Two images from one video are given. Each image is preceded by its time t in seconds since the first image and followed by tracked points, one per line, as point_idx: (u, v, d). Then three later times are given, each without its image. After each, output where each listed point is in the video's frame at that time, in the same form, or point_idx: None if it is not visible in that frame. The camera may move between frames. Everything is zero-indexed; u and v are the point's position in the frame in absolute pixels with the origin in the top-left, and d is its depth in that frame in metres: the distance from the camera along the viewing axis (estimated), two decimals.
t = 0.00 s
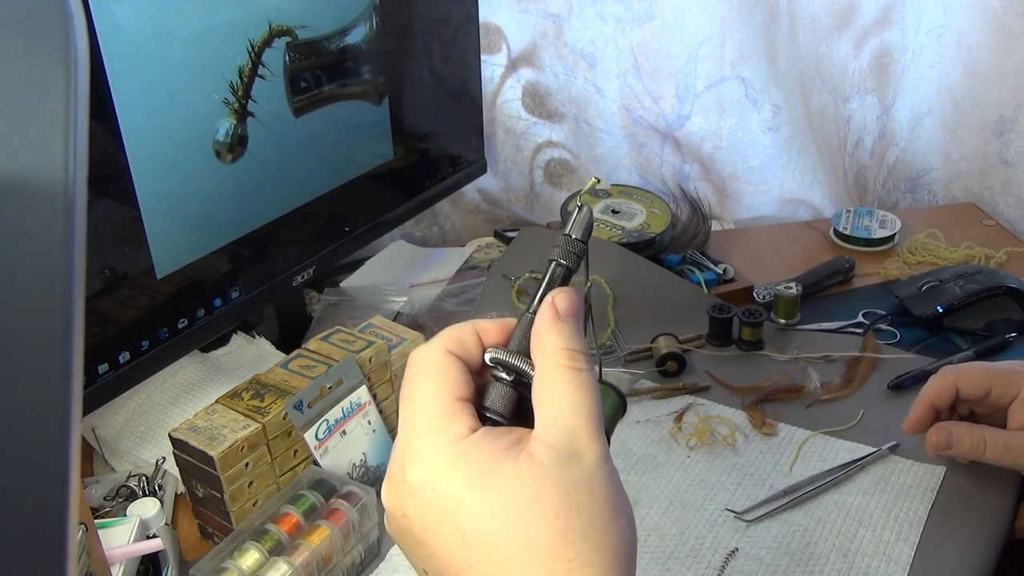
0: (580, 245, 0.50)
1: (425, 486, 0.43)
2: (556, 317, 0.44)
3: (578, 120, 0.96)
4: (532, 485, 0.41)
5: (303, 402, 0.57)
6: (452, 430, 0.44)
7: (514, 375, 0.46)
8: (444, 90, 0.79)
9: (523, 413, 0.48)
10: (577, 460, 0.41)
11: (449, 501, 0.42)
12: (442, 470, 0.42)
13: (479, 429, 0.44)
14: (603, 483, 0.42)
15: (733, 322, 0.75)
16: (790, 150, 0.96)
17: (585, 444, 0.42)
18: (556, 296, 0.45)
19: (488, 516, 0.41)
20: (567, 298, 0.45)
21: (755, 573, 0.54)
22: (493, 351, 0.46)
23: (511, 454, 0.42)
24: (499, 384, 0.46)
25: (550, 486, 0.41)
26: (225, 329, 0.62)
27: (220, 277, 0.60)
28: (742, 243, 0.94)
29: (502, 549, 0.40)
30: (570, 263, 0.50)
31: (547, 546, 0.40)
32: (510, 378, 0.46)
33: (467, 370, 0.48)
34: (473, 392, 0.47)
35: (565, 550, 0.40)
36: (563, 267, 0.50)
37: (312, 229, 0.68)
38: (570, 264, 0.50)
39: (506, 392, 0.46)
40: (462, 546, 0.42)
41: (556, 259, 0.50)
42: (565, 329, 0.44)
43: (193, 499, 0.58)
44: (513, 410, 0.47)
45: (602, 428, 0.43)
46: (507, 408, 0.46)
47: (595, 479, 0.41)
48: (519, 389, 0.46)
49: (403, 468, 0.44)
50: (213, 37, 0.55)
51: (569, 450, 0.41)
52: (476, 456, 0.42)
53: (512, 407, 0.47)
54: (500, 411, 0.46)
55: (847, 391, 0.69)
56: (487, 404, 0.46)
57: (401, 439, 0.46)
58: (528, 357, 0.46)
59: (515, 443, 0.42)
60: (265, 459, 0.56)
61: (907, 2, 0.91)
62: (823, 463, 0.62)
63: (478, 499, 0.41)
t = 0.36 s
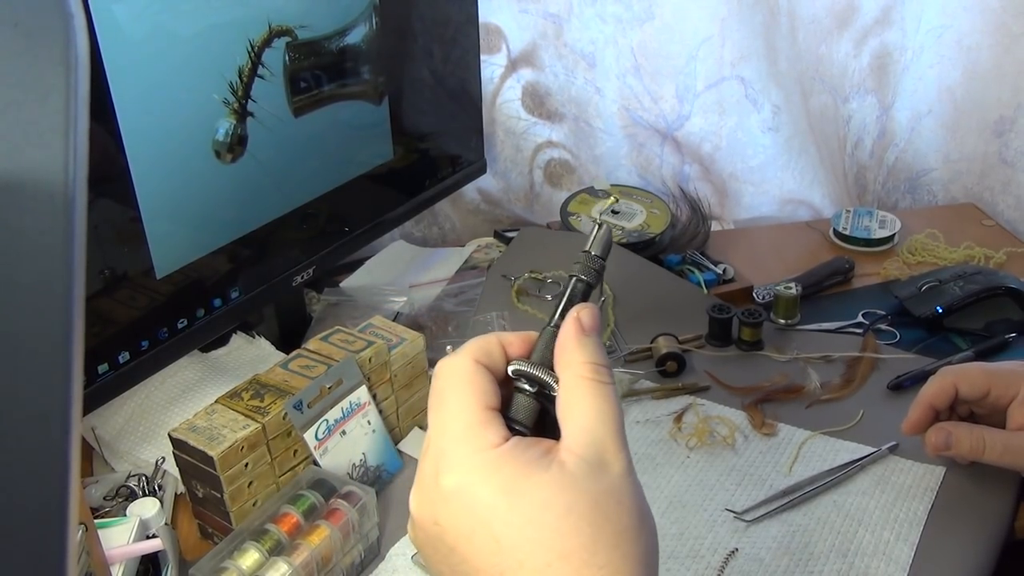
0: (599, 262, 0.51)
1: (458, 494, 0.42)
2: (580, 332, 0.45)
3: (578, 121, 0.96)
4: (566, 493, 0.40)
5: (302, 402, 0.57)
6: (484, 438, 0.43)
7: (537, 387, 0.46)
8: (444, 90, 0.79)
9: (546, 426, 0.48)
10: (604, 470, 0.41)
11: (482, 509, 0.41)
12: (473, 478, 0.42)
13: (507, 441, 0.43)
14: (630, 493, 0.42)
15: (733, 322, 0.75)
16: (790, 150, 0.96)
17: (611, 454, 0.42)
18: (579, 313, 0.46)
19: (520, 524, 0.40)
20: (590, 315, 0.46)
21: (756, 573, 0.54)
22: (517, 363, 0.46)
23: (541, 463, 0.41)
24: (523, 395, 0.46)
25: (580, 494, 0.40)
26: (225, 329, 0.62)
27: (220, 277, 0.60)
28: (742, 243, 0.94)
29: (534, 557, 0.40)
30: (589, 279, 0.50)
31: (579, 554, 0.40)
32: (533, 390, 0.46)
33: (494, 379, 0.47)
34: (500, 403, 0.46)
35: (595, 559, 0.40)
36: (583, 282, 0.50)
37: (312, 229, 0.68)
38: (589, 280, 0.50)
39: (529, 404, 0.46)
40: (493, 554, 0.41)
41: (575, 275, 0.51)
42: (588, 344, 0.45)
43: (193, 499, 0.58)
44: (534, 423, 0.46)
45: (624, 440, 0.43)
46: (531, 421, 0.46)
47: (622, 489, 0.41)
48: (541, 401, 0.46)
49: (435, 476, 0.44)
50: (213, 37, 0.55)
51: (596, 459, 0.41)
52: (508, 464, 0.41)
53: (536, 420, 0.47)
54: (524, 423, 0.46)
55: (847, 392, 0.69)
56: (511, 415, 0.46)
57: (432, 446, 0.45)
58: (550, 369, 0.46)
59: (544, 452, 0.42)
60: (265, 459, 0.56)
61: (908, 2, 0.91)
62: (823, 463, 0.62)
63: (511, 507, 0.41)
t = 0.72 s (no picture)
0: (609, 258, 0.51)
1: (467, 493, 0.42)
2: (589, 327, 0.45)
3: (578, 121, 0.96)
4: (577, 491, 0.40)
5: (303, 402, 0.57)
6: (493, 436, 0.43)
7: (544, 383, 0.46)
8: (444, 90, 0.79)
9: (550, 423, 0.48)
10: (612, 469, 0.41)
11: (491, 508, 0.41)
12: (483, 478, 0.42)
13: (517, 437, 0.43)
14: (639, 492, 0.42)
15: (733, 322, 0.75)
16: (790, 150, 0.96)
17: (620, 452, 0.42)
18: (588, 307, 0.46)
19: (529, 524, 0.40)
20: (599, 310, 0.46)
21: (756, 573, 0.54)
22: (524, 359, 0.46)
23: (550, 462, 0.41)
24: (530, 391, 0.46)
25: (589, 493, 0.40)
26: (225, 329, 0.62)
27: (220, 277, 0.60)
28: (742, 243, 0.94)
29: (544, 556, 0.40)
30: (598, 275, 0.50)
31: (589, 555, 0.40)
32: (540, 386, 0.46)
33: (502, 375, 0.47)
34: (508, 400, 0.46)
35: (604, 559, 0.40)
36: (592, 278, 0.50)
37: (312, 229, 0.68)
38: (598, 276, 0.50)
39: (536, 401, 0.46)
40: (502, 553, 0.41)
41: (584, 270, 0.50)
42: (598, 339, 0.45)
43: (193, 499, 0.58)
44: (541, 419, 0.47)
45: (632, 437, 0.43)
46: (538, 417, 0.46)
47: (631, 488, 0.41)
48: (548, 398, 0.46)
49: (443, 475, 0.43)
50: (212, 37, 0.55)
51: (605, 457, 0.41)
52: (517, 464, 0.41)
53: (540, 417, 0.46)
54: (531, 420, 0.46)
55: (848, 392, 0.69)
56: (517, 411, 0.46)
57: (439, 444, 0.45)
58: (558, 366, 0.46)
59: (553, 451, 0.42)
60: (265, 459, 0.56)
61: (907, 2, 0.91)
62: (822, 463, 0.62)
63: (520, 506, 0.41)
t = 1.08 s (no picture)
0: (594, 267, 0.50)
1: (459, 505, 0.42)
2: (577, 337, 0.45)
3: (578, 121, 0.96)
4: (569, 503, 0.40)
5: (303, 402, 0.57)
6: (483, 449, 0.43)
7: (532, 396, 0.46)
8: (444, 90, 0.79)
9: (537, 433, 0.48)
10: (604, 480, 0.41)
11: (483, 521, 0.41)
12: (475, 490, 0.42)
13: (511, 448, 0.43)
14: (631, 503, 0.42)
15: (733, 321, 0.75)
16: (790, 150, 0.96)
17: (611, 463, 0.42)
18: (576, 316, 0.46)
19: (522, 536, 0.40)
20: (587, 319, 0.46)
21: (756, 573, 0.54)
22: (512, 371, 0.46)
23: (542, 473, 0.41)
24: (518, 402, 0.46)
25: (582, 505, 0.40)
26: (225, 329, 0.62)
27: (220, 277, 0.60)
28: (742, 243, 0.94)
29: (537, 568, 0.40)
30: (585, 284, 0.49)
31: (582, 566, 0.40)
32: (528, 398, 0.46)
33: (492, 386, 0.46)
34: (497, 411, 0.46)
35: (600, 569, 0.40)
36: (578, 288, 0.50)
37: (312, 228, 0.68)
38: (585, 285, 0.50)
39: (523, 412, 0.46)
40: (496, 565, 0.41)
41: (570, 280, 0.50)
42: (587, 349, 0.45)
43: (193, 499, 0.58)
44: (529, 431, 0.47)
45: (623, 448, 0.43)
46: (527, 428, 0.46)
47: (624, 499, 0.41)
48: (535, 409, 0.46)
49: (435, 487, 0.43)
50: (212, 37, 0.55)
51: (596, 469, 0.41)
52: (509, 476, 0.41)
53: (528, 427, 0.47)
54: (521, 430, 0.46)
55: (848, 391, 0.69)
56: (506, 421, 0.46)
57: (431, 456, 0.45)
58: (547, 377, 0.46)
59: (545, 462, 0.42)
60: (265, 459, 0.56)
61: (907, 2, 0.91)
62: (823, 462, 0.62)
63: (513, 519, 0.41)
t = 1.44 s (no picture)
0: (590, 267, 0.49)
1: (460, 531, 0.41)
2: (592, 360, 0.42)
3: (578, 120, 0.96)
4: (569, 528, 0.38)
5: (303, 402, 0.57)
6: (478, 473, 0.41)
7: (529, 394, 0.42)
8: (444, 90, 0.79)
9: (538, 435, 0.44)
10: (605, 502, 0.39)
11: (483, 547, 0.40)
12: (472, 515, 0.40)
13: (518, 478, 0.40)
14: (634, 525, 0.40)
15: (733, 322, 0.75)
16: (790, 150, 0.96)
17: (612, 487, 0.40)
18: (597, 335, 0.42)
19: (523, 562, 0.38)
20: (606, 339, 0.42)
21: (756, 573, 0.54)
22: (506, 368, 0.42)
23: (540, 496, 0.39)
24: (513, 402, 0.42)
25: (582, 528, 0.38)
26: (225, 329, 0.62)
27: (220, 277, 0.60)
28: (743, 243, 0.94)
29: None
30: (581, 284, 0.48)
31: None
32: (524, 397, 0.42)
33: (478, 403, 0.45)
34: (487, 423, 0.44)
35: None
36: (575, 288, 0.48)
37: (312, 229, 0.68)
38: (581, 285, 0.48)
39: (519, 411, 0.42)
40: None
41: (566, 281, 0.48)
42: (599, 373, 0.42)
43: (193, 499, 0.58)
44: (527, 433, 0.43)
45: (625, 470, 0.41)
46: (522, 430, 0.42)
47: (625, 519, 0.39)
48: (534, 409, 0.43)
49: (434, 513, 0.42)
50: (212, 37, 0.55)
51: (597, 492, 0.39)
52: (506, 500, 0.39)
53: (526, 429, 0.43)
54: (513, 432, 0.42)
55: (848, 391, 0.69)
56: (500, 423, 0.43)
57: (427, 479, 0.43)
58: (543, 376, 0.42)
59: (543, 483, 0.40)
60: (265, 459, 0.56)
61: (907, 2, 0.91)
62: (823, 463, 0.62)
63: (512, 544, 0.39)
